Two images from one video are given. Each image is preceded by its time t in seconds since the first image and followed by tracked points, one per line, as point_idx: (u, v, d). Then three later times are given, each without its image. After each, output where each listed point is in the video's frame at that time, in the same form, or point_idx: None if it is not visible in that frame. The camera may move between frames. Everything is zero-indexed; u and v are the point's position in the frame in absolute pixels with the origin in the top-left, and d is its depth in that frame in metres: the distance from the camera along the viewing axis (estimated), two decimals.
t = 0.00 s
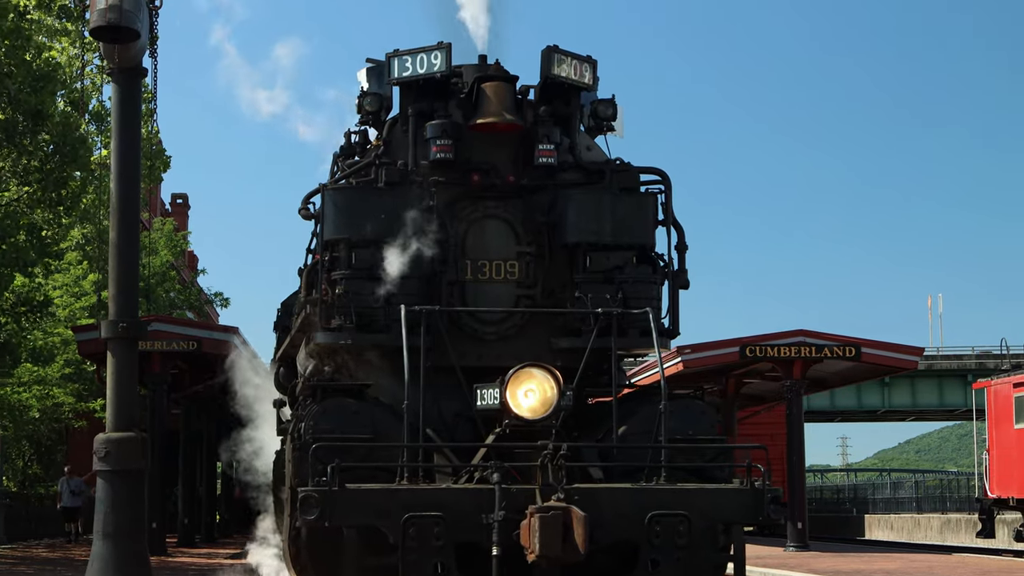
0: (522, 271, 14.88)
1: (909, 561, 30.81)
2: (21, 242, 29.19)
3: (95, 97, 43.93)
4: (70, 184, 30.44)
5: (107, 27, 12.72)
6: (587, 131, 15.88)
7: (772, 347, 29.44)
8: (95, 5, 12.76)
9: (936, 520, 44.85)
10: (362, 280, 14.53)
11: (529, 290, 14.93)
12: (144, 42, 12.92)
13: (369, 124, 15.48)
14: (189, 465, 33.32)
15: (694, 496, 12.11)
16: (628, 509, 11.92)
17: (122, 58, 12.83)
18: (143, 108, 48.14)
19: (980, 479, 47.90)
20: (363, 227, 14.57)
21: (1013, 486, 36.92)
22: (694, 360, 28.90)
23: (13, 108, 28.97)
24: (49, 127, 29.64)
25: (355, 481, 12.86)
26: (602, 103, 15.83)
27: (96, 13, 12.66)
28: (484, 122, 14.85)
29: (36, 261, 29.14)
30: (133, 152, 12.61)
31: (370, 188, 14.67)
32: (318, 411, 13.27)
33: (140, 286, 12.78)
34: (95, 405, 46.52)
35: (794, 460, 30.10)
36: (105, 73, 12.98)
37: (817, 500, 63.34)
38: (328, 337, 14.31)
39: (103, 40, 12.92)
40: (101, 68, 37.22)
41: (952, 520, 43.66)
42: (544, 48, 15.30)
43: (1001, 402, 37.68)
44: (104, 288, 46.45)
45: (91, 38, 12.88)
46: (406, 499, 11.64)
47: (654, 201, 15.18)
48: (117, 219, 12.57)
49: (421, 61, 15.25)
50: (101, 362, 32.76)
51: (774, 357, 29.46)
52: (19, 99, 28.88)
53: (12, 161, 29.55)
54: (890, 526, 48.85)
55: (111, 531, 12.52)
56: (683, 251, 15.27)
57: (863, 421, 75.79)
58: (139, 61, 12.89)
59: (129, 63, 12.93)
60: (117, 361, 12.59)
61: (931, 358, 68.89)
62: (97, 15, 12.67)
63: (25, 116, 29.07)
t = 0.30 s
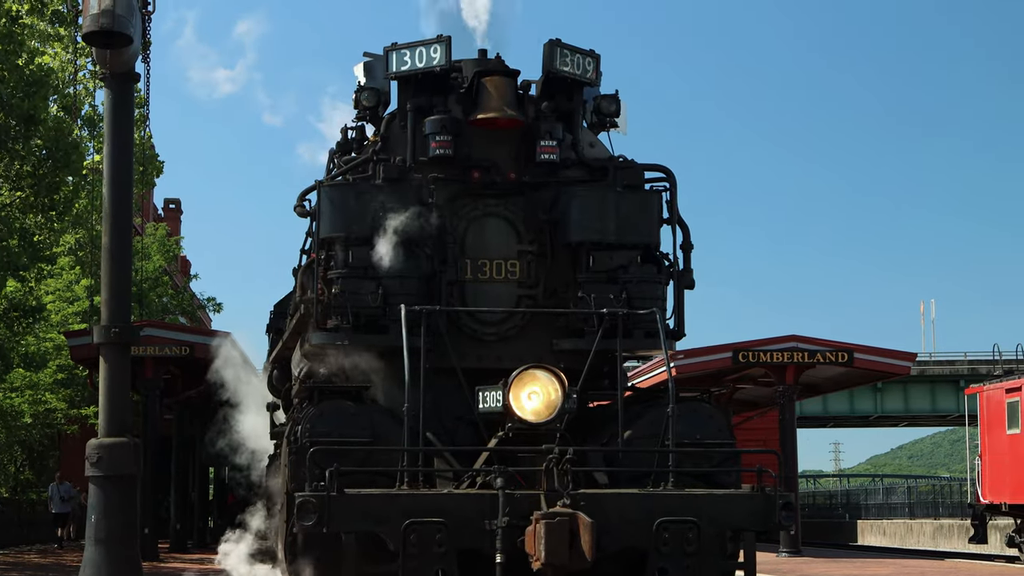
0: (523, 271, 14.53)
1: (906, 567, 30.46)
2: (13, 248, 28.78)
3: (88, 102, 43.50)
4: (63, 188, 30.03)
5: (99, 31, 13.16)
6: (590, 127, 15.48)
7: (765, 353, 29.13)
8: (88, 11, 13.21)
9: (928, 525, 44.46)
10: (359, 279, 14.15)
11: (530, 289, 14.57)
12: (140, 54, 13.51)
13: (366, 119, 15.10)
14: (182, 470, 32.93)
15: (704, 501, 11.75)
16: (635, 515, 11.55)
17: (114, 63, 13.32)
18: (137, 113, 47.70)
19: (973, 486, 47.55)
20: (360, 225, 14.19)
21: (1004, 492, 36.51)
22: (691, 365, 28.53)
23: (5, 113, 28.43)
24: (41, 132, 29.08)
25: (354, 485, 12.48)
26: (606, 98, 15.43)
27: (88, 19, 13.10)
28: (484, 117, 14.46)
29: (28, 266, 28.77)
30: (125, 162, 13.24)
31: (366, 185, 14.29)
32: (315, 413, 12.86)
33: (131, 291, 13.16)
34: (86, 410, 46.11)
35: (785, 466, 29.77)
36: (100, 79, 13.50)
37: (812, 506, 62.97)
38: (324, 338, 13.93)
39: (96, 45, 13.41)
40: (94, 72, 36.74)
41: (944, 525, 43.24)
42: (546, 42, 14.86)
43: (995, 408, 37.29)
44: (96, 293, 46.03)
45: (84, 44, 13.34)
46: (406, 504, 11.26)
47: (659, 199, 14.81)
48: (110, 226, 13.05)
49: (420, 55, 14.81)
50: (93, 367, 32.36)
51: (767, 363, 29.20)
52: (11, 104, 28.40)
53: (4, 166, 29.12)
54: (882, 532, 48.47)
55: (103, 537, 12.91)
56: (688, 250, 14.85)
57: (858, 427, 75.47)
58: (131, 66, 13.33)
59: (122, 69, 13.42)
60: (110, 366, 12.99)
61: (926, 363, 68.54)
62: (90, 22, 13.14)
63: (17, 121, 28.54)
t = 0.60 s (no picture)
0: (524, 270, 14.14)
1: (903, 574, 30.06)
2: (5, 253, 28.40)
3: (81, 107, 43.07)
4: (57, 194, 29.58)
5: (92, 37, 12.84)
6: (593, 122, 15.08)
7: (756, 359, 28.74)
8: (81, 17, 12.90)
9: (921, 531, 44.05)
10: (356, 278, 13.76)
11: (532, 289, 14.18)
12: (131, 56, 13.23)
13: (363, 115, 14.71)
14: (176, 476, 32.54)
15: (717, 507, 11.39)
16: (643, 522, 11.22)
17: (107, 69, 13.05)
18: (131, 118, 47.28)
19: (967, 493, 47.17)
20: (357, 222, 13.77)
21: (997, 498, 36.06)
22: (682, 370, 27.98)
23: None
24: (34, 136, 28.73)
25: (353, 491, 12.10)
26: (609, 93, 15.04)
27: (82, 25, 12.78)
28: (485, 112, 14.06)
29: (19, 271, 28.39)
30: (119, 165, 13.00)
31: (364, 181, 13.86)
32: (313, 416, 12.49)
33: (126, 296, 12.93)
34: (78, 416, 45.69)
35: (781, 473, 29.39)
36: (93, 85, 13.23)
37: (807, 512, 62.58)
38: (321, 339, 13.54)
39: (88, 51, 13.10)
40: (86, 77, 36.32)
41: (936, 530, 42.76)
42: (548, 35, 14.52)
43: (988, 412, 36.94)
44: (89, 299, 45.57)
45: (76, 49, 13.04)
46: (407, 510, 10.88)
47: (664, 196, 14.41)
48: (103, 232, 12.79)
49: (419, 49, 14.47)
50: (86, 373, 31.96)
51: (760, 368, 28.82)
52: (3, 108, 28.15)
53: None
54: (875, 538, 48.03)
55: (95, 542, 12.59)
56: (694, 250, 14.43)
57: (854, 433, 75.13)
58: (125, 72, 13.11)
59: (115, 75, 13.12)
60: (103, 372, 12.70)
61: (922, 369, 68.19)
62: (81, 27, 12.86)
63: (9, 126, 28.32)
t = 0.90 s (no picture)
0: (525, 269, 13.77)
1: None
2: None
3: (72, 113, 42.66)
4: (47, 199, 29.19)
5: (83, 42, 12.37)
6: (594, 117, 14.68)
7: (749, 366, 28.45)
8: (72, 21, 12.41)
9: (912, 537, 43.63)
10: (352, 277, 13.36)
11: (532, 289, 13.81)
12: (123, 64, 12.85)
13: (359, 110, 14.30)
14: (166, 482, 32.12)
15: (731, 512, 11.36)
16: (652, 528, 11.16)
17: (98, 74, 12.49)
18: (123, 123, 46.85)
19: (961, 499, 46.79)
20: (354, 218, 13.36)
21: (988, 504, 35.60)
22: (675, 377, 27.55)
23: None
24: (25, 142, 28.36)
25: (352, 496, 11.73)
26: (611, 88, 14.64)
27: (72, 30, 12.32)
28: (484, 107, 13.66)
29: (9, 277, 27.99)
30: (111, 168, 12.46)
31: (360, 177, 13.45)
32: (309, 420, 12.14)
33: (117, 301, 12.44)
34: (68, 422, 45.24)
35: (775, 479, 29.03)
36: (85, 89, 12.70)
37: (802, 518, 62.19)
38: (316, 340, 13.16)
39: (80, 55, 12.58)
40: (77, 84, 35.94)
41: (928, 535, 42.36)
42: (549, 28, 14.13)
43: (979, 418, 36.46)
44: (80, 305, 45.12)
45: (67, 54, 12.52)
46: (409, 516, 10.59)
47: (668, 193, 14.03)
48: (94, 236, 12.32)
49: (416, 42, 14.09)
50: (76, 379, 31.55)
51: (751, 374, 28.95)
52: None
53: None
54: (868, 543, 47.67)
55: (86, 547, 12.18)
56: (699, 248, 14.04)
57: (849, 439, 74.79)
58: (115, 76, 12.52)
59: (107, 80, 12.57)
60: (94, 377, 12.27)
61: (917, 375, 67.86)
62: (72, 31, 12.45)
63: None
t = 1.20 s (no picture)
0: (526, 268, 13.40)
1: None
2: None
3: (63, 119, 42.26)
4: (38, 205, 28.81)
5: (74, 48, 12.10)
6: (598, 113, 14.30)
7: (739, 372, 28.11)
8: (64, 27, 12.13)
9: (904, 544, 43.26)
10: (349, 277, 12.94)
11: (534, 289, 13.43)
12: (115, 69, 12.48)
13: (356, 105, 13.93)
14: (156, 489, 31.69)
15: (741, 518, 10.99)
16: (659, 534, 10.79)
17: (89, 79, 12.19)
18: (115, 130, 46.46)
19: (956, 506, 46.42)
20: (351, 215, 12.93)
21: (979, 511, 35.19)
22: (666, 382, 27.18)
23: None
24: (16, 148, 28.01)
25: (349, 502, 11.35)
26: (614, 83, 14.27)
27: (63, 35, 12.05)
28: (484, 101, 13.28)
29: None
30: (103, 177, 12.12)
31: (357, 173, 13.02)
32: (305, 423, 11.75)
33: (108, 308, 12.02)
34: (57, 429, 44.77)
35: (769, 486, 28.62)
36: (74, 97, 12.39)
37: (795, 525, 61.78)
38: (310, 341, 12.77)
39: (70, 61, 12.29)
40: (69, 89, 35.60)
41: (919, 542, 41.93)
42: (551, 20, 13.75)
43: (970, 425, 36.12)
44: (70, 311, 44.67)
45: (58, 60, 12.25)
46: (408, 522, 10.20)
47: (673, 190, 13.63)
48: (83, 241, 11.87)
49: (415, 34, 13.71)
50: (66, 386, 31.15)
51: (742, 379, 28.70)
52: None
53: None
54: (858, 549, 47.31)
55: (76, 555, 11.77)
56: (704, 247, 13.64)
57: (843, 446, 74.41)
58: (108, 82, 12.20)
59: (98, 87, 12.28)
60: (84, 385, 11.88)
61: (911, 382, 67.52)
62: (65, 37, 12.11)
63: None
